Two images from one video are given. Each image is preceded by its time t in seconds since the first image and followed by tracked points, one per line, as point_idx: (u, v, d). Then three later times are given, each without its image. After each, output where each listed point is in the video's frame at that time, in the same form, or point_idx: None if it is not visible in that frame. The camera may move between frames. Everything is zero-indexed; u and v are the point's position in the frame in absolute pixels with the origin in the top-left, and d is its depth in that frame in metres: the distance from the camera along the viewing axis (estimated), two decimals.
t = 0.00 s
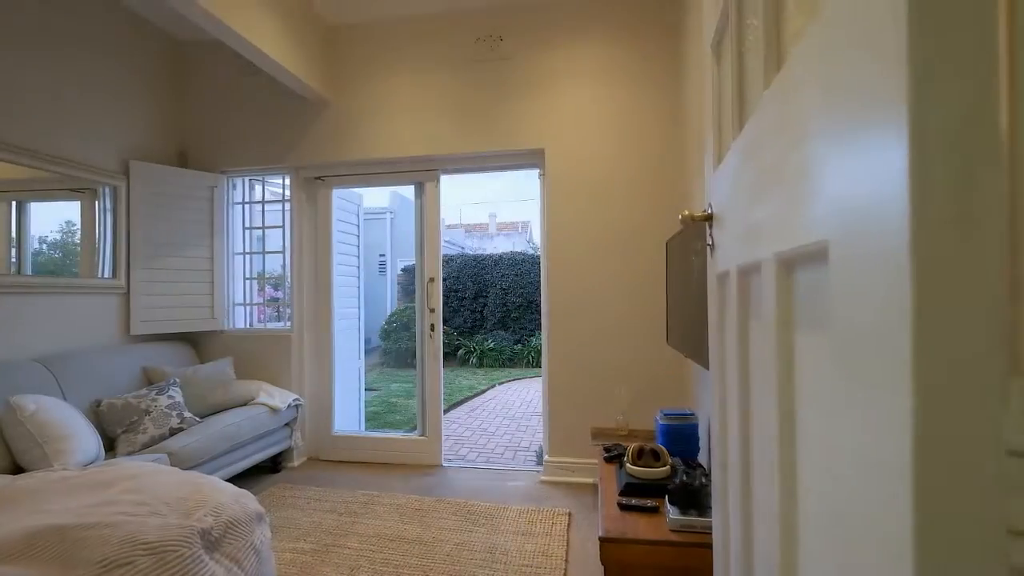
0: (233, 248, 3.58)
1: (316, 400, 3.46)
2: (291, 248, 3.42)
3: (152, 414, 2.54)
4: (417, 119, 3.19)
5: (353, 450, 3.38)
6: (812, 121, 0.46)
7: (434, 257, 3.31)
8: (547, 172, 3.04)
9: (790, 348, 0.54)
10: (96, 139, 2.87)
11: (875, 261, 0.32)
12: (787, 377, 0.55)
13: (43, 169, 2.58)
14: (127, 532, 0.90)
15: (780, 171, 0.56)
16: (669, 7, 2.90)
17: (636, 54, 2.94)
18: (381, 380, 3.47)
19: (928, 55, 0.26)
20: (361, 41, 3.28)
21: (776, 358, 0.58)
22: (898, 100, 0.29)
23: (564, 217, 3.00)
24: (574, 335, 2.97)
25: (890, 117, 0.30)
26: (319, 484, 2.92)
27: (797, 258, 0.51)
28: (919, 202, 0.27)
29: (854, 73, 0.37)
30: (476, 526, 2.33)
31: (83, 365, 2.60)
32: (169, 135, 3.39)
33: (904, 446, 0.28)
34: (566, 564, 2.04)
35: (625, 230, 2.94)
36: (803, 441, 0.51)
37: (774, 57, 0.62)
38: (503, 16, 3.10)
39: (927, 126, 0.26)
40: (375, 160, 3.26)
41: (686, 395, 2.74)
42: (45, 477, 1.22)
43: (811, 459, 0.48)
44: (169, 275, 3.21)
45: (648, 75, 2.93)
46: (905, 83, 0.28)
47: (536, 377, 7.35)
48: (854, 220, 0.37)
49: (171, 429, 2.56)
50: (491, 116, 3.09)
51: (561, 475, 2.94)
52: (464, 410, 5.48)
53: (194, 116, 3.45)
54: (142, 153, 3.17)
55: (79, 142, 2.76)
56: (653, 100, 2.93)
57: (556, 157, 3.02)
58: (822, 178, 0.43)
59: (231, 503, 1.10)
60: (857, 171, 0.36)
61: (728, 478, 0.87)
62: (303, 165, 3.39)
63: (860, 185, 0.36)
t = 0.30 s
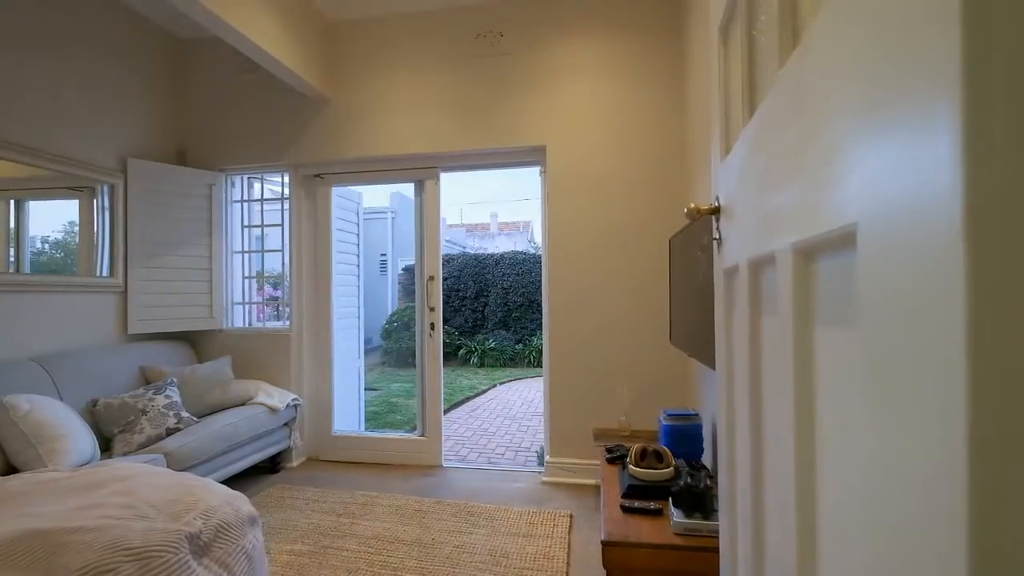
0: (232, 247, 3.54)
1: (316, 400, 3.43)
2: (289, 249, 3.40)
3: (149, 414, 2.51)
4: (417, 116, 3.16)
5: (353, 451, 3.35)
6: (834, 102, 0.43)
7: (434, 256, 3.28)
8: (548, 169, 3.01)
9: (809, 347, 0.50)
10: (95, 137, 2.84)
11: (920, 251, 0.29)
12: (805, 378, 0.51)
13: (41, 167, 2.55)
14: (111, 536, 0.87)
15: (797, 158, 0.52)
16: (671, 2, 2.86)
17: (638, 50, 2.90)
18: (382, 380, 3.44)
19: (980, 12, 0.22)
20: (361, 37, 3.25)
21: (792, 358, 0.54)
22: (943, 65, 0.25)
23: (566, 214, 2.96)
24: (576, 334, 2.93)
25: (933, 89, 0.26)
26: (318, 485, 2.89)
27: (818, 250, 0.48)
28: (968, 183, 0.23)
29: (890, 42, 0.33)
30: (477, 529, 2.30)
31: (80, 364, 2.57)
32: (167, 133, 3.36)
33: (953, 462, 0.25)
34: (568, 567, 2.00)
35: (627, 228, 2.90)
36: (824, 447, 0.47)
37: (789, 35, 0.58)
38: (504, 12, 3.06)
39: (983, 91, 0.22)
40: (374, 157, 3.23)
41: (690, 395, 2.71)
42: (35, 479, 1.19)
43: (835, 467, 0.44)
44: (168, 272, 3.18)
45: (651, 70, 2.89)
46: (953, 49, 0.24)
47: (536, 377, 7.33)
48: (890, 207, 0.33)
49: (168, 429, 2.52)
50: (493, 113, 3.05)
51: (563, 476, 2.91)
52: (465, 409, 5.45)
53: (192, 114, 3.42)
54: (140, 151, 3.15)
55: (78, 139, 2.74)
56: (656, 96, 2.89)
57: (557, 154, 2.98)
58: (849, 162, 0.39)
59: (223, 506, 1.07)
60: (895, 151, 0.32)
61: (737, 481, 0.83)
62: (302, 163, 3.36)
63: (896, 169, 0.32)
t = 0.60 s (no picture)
0: (235, 245, 3.52)
1: (318, 399, 3.40)
2: (291, 250, 3.38)
3: (150, 413, 2.50)
4: (420, 113, 3.13)
5: (356, 450, 3.33)
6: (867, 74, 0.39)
7: (437, 255, 3.25)
8: (551, 167, 2.97)
9: (834, 341, 0.47)
10: (97, 135, 2.83)
11: (982, 227, 0.25)
12: (829, 374, 0.48)
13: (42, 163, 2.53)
14: (100, 540, 0.84)
15: (820, 139, 0.49)
16: None
17: (644, 45, 2.86)
18: (385, 379, 3.41)
19: None
20: (363, 34, 3.22)
21: (814, 353, 0.51)
22: None
23: (571, 212, 2.92)
24: (581, 333, 2.90)
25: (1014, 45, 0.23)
26: (321, 485, 2.87)
27: (846, 235, 0.44)
28: None
29: None
30: (480, 530, 2.26)
31: (82, 362, 2.56)
32: (170, 131, 3.35)
33: None
34: (573, 570, 1.97)
35: (632, 226, 2.86)
36: (852, 448, 0.44)
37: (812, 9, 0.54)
38: (507, 7, 3.03)
39: None
40: (377, 155, 3.20)
41: (697, 395, 2.66)
42: (29, 479, 1.17)
43: (864, 468, 0.41)
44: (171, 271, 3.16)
45: (656, 66, 2.85)
46: None
47: (541, 377, 7.29)
48: (943, 179, 0.29)
49: (169, 428, 2.50)
50: (496, 110, 3.02)
51: (567, 477, 2.87)
52: (469, 409, 5.42)
53: (195, 112, 3.41)
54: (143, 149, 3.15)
55: (80, 137, 2.72)
56: (662, 92, 2.84)
57: (562, 151, 2.94)
58: (885, 136, 0.36)
59: (218, 508, 1.04)
60: (947, 120, 0.29)
61: (751, 486, 0.79)
62: (304, 160, 3.33)
63: (952, 136, 0.28)
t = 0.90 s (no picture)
0: (243, 244, 3.52)
1: (326, 399, 3.39)
2: (299, 250, 3.37)
3: (159, 412, 2.50)
4: (427, 111, 3.10)
5: (363, 450, 3.31)
6: (927, 41, 0.35)
7: (445, 255, 3.22)
8: (560, 164, 2.93)
9: (879, 339, 0.43)
10: (107, 135, 2.84)
11: None
12: (872, 376, 0.43)
13: (52, 162, 2.54)
14: (97, 544, 0.82)
15: (862, 119, 0.45)
16: None
17: (654, 40, 2.81)
18: (393, 378, 3.38)
19: None
20: (371, 32, 3.21)
21: (854, 353, 0.47)
22: None
23: (580, 210, 2.88)
24: (590, 333, 2.85)
25: None
26: (329, 485, 2.85)
27: (895, 223, 0.40)
28: None
29: None
30: (488, 533, 2.23)
31: (92, 361, 2.57)
32: (179, 131, 3.36)
33: None
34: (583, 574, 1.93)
35: (643, 224, 2.81)
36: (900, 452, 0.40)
37: None
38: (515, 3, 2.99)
39: None
40: (385, 153, 3.19)
41: (710, 396, 2.60)
42: (33, 478, 1.16)
43: (918, 474, 0.38)
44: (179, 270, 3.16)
45: (668, 61, 2.80)
46: None
47: (549, 377, 7.24)
48: None
49: (177, 427, 2.50)
50: (504, 107, 2.98)
51: (575, 478, 2.83)
52: (476, 409, 5.40)
53: (203, 112, 3.41)
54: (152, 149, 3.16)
55: (89, 137, 2.73)
56: (674, 88, 2.79)
57: (570, 149, 2.90)
58: (946, 109, 0.33)
59: (221, 510, 1.02)
60: None
61: (775, 492, 0.75)
62: (311, 159, 3.32)
63: None
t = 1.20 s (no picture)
0: (253, 244, 3.52)
1: (335, 399, 3.38)
2: (309, 250, 3.37)
3: (169, 411, 2.50)
4: (437, 108, 3.07)
5: (372, 450, 3.29)
6: None
7: (454, 254, 3.19)
8: (571, 161, 2.89)
9: (942, 338, 0.38)
10: (119, 135, 2.85)
11: None
12: (935, 379, 0.39)
13: (66, 162, 2.56)
14: (99, 549, 0.80)
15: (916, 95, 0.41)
16: None
17: (668, 34, 2.76)
18: (403, 378, 3.37)
19: None
20: (380, 30, 3.19)
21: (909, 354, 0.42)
22: None
23: (591, 208, 2.84)
24: (601, 334, 2.81)
25: None
26: (338, 485, 2.84)
27: (958, 207, 0.36)
28: None
29: None
30: (499, 535, 2.20)
31: (105, 360, 2.58)
32: (190, 131, 3.37)
33: None
34: None
35: (656, 221, 2.76)
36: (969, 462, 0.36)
37: None
38: None
39: None
40: (394, 151, 3.17)
41: (726, 398, 2.54)
42: (40, 478, 1.15)
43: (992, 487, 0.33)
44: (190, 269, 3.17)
45: (681, 55, 2.74)
46: None
47: (559, 377, 7.20)
48: None
49: (188, 426, 2.50)
50: (515, 105, 2.95)
51: (587, 481, 2.78)
52: (486, 410, 5.37)
53: (214, 112, 3.42)
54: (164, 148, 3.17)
55: (102, 136, 2.75)
56: (689, 83, 2.73)
57: (581, 145, 2.86)
58: None
59: (227, 513, 1.00)
60: None
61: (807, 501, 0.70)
62: (321, 158, 3.32)
63: None
